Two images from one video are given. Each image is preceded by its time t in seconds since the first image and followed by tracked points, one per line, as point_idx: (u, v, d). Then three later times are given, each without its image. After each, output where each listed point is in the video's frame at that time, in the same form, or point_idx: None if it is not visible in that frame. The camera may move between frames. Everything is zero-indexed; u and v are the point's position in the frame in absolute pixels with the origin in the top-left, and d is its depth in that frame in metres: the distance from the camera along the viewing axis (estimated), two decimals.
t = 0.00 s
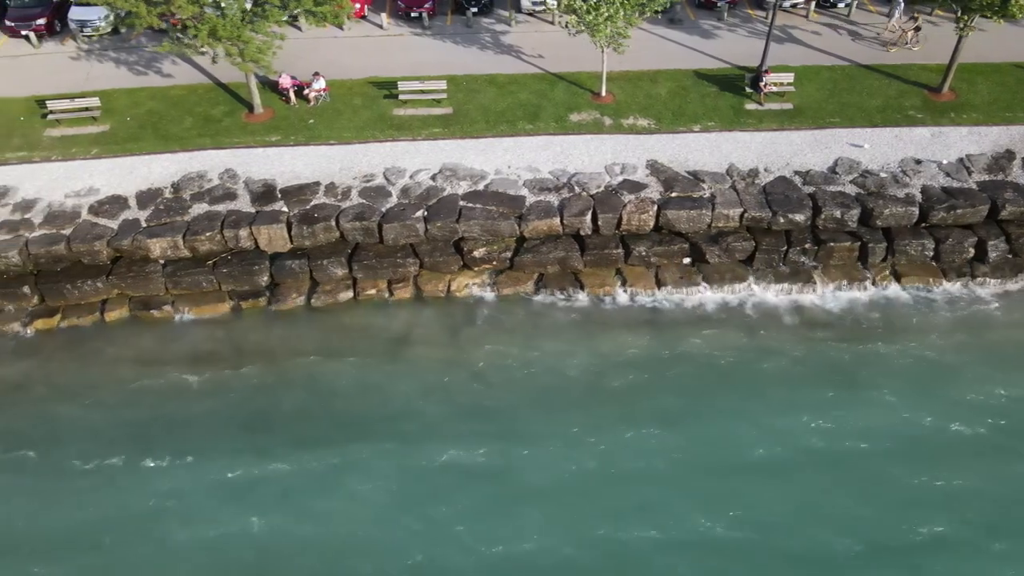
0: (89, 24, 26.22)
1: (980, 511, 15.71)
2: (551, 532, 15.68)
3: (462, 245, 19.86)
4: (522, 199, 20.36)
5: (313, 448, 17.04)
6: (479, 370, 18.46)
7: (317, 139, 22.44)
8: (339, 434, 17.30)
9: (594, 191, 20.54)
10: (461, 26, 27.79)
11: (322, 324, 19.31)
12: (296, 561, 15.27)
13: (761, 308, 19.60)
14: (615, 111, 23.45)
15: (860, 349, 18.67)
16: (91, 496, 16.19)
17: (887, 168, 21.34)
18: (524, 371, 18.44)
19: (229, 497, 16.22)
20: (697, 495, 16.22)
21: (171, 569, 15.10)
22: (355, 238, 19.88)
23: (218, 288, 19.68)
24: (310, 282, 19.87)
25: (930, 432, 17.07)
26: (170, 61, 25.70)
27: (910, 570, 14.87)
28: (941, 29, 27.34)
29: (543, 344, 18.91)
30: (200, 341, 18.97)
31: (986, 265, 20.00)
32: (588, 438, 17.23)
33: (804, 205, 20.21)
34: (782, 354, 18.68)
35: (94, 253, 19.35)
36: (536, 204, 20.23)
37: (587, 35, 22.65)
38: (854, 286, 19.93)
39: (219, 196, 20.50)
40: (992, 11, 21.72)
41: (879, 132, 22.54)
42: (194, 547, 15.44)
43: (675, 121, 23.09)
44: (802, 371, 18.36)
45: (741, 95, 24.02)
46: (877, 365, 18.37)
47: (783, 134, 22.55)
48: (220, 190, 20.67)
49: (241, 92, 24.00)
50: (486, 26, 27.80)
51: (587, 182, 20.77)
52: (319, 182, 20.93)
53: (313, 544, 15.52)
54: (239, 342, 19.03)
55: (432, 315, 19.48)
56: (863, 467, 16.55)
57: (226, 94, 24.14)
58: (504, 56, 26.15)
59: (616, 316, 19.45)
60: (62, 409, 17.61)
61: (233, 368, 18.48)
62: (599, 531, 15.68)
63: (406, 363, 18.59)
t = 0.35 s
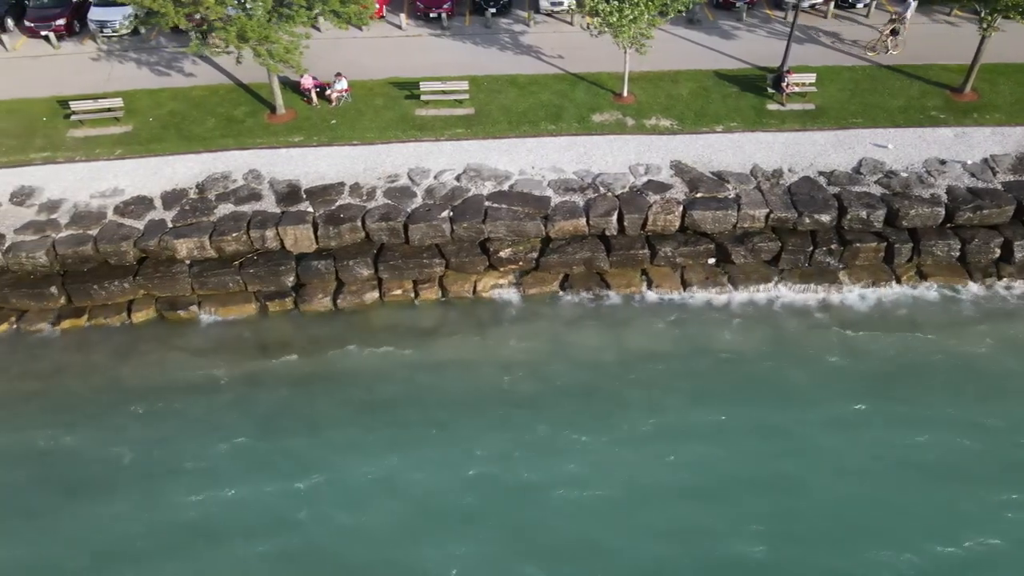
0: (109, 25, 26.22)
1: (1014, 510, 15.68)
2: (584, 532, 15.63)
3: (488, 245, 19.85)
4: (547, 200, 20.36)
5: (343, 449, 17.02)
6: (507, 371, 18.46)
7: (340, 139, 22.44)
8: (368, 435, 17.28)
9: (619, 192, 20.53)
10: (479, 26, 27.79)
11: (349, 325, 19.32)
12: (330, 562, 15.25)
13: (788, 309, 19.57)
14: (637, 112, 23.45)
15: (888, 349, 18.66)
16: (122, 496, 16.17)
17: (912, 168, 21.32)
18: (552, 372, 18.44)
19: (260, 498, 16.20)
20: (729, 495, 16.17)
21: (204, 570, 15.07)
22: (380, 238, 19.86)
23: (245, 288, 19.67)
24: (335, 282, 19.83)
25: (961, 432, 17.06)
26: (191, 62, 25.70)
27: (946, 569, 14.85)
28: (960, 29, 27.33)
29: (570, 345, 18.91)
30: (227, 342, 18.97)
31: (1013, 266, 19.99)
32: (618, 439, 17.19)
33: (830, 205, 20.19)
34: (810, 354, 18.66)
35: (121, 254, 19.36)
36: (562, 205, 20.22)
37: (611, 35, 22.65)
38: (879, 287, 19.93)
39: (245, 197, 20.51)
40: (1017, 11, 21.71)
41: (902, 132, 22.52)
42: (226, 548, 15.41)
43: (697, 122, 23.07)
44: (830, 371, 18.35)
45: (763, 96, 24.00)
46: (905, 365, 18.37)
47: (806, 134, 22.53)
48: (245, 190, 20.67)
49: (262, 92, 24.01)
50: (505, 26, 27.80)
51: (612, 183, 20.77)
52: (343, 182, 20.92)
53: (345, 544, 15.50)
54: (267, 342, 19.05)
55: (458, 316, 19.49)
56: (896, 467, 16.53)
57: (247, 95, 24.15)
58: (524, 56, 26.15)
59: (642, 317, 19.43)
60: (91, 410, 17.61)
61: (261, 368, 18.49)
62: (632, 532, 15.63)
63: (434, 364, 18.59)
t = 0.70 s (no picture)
0: (128, 26, 26.22)
1: None
2: (616, 534, 15.63)
3: (514, 246, 19.84)
4: (572, 200, 20.35)
5: (373, 450, 17.00)
6: (535, 372, 18.45)
7: (363, 140, 22.44)
8: (397, 435, 17.26)
9: (644, 193, 20.52)
10: (498, 27, 27.79)
11: (376, 326, 19.46)
12: (362, 562, 15.23)
13: (814, 309, 19.55)
14: (659, 113, 23.45)
15: (916, 350, 18.65)
16: (153, 496, 16.16)
17: (936, 169, 21.30)
18: (580, 373, 18.45)
19: (291, 498, 16.20)
20: (761, 497, 16.18)
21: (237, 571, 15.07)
22: (406, 239, 19.84)
23: (270, 289, 19.65)
24: (360, 282, 19.77)
25: (991, 433, 17.08)
26: (210, 63, 25.69)
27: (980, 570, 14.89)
28: (980, 30, 27.32)
29: (597, 346, 18.93)
30: (254, 343, 19.00)
31: None
32: (647, 440, 17.20)
33: (855, 206, 20.17)
34: (837, 355, 18.66)
35: (147, 255, 19.36)
36: (587, 205, 20.21)
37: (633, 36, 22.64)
38: (905, 288, 19.96)
39: (269, 198, 20.50)
40: None
41: (926, 133, 22.50)
42: (258, 548, 15.40)
43: (720, 122, 23.06)
44: (858, 372, 18.34)
45: (785, 96, 24.00)
46: (933, 366, 18.36)
47: (828, 135, 22.52)
48: (270, 191, 20.67)
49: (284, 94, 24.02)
50: (524, 27, 27.81)
51: (637, 183, 20.78)
52: (368, 183, 20.92)
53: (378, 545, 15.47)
54: (294, 343, 19.10)
55: (485, 317, 19.52)
56: (926, 468, 16.56)
57: (269, 95, 24.15)
58: (544, 57, 26.15)
59: (668, 317, 19.44)
60: (120, 410, 17.62)
61: (289, 369, 18.51)
62: (664, 533, 15.64)
63: (461, 364, 18.59)
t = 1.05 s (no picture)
0: (148, 27, 26.22)
1: None
2: (646, 535, 15.70)
3: (539, 246, 19.86)
4: (597, 201, 20.37)
5: (403, 451, 17.05)
6: (562, 372, 18.48)
7: (385, 141, 22.45)
8: (426, 436, 17.32)
9: (669, 194, 20.53)
10: (516, 27, 27.79)
11: (401, 326, 19.35)
12: (395, 563, 15.31)
13: (840, 309, 19.55)
14: (680, 113, 23.45)
15: (943, 350, 18.64)
16: (184, 496, 16.20)
17: (960, 169, 21.31)
18: (608, 373, 18.47)
19: (322, 498, 16.27)
20: (789, 498, 16.24)
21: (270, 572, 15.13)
22: (431, 240, 19.86)
23: (295, 289, 19.66)
24: (386, 283, 19.78)
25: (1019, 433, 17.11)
26: (229, 63, 25.67)
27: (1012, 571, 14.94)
28: (999, 30, 27.32)
29: (623, 347, 18.94)
30: (281, 344, 19.00)
31: None
32: (675, 441, 17.25)
33: (880, 207, 20.18)
34: (864, 356, 18.67)
35: (174, 256, 19.39)
36: (612, 206, 20.23)
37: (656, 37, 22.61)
38: (932, 288, 19.91)
39: (294, 198, 20.51)
40: None
41: (948, 133, 22.51)
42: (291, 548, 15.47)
43: (742, 123, 23.05)
44: (885, 373, 18.36)
45: (806, 97, 24.00)
46: (961, 366, 18.36)
47: (851, 136, 22.52)
48: (295, 192, 20.67)
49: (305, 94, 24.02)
50: (542, 27, 27.80)
51: (661, 184, 20.79)
52: (392, 184, 20.92)
53: (411, 546, 15.56)
54: (321, 343, 19.07)
55: (510, 318, 19.50)
56: (956, 469, 16.59)
57: (290, 96, 24.16)
58: (563, 57, 26.15)
59: (694, 318, 19.45)
60: (148, 411, 17.64)
61: (316, 369, 18.53)
62: (695, 533, 15.69)
63: (488, 365, 18.62)
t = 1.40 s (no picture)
0: (167, 28, 26.23)
1: None
2: (676, 535, 15.78)
3: (564, 247, 19.87)
4: (621, 202, 20.38)
5: (432, 452, 17.09)
6: (588, 373, 18.50)
7: (408, 141, 22.46)
8: (454, 436, 17.37)
9: (693, 195, 20.54)
10: (535, 28, 27.79)
11: (427, 325, 19.29)
12: (428, 564, 15.40)
13: (866, 309, 19.53)
14: (702, 114, 23.46)
15: (970, 350, 18.63)
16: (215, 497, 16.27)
17: (984, 169, 21.30)
18: (635, 374, 18.49)
19: (353, 500, 16.34)
20: (818, 499, 16.30)
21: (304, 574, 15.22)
22: (457, 240, 19.86)
23: (321, 290, 19.65)
24: (411, 283, 19.78)
25: None
26: (249, 63, 25.67)
27: None
28: (1018, 31, 27.31)
29: (650, 348, 18.96)
30: (306, 343, 18.93)
31: None
32: (703, 442, 17.30)
33: (905, 207, 20.18)
34: (891, 356, 18.65)
35: (200, 257, 19.40)
36: (636, 207, 20.24)
37: (678, 38, 22.61)
38: (958, 288, 19.83)
39: (319, 199, 20.51)
40: None
41: (971, 134, 22.50)
42: (324, 550, 15.57)
43: (764, 124, 23.06)
44: (912, 373, 18.35)
45: (827, 98, 24.00)
46: (989, 366, 18.34)
47: (874, 136, 22.51)
48: (319, 193, 20.66)
49: (326, 95, 24.03)
50: (560, 28, 27.80)
51: (685, 185, 20.80)
52: (416, 184, 20.91)
53: (443, 547, 15.64)
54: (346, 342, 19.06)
55: (536, 318, 19.48)
56: (984, 469, 16.61)
57: (311, 97, 24.16)
58: (583, 58, 26.15)
59: (720, 318, 19.46)
60: (177, 411, 17.65)
61: (343, 369, 18.50)
62: (725, 534, 15.77)
63: (515, 365, 18.62)
